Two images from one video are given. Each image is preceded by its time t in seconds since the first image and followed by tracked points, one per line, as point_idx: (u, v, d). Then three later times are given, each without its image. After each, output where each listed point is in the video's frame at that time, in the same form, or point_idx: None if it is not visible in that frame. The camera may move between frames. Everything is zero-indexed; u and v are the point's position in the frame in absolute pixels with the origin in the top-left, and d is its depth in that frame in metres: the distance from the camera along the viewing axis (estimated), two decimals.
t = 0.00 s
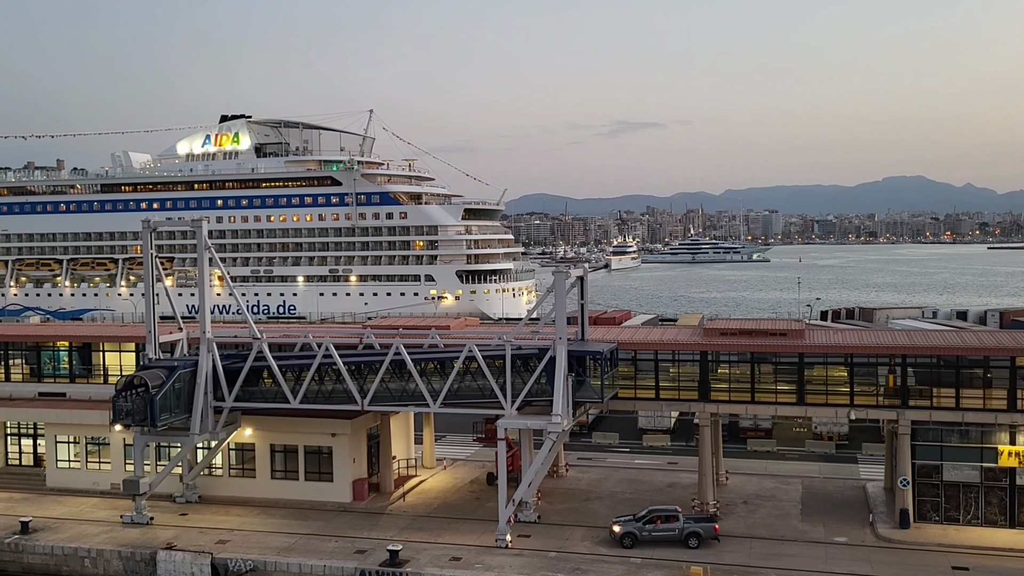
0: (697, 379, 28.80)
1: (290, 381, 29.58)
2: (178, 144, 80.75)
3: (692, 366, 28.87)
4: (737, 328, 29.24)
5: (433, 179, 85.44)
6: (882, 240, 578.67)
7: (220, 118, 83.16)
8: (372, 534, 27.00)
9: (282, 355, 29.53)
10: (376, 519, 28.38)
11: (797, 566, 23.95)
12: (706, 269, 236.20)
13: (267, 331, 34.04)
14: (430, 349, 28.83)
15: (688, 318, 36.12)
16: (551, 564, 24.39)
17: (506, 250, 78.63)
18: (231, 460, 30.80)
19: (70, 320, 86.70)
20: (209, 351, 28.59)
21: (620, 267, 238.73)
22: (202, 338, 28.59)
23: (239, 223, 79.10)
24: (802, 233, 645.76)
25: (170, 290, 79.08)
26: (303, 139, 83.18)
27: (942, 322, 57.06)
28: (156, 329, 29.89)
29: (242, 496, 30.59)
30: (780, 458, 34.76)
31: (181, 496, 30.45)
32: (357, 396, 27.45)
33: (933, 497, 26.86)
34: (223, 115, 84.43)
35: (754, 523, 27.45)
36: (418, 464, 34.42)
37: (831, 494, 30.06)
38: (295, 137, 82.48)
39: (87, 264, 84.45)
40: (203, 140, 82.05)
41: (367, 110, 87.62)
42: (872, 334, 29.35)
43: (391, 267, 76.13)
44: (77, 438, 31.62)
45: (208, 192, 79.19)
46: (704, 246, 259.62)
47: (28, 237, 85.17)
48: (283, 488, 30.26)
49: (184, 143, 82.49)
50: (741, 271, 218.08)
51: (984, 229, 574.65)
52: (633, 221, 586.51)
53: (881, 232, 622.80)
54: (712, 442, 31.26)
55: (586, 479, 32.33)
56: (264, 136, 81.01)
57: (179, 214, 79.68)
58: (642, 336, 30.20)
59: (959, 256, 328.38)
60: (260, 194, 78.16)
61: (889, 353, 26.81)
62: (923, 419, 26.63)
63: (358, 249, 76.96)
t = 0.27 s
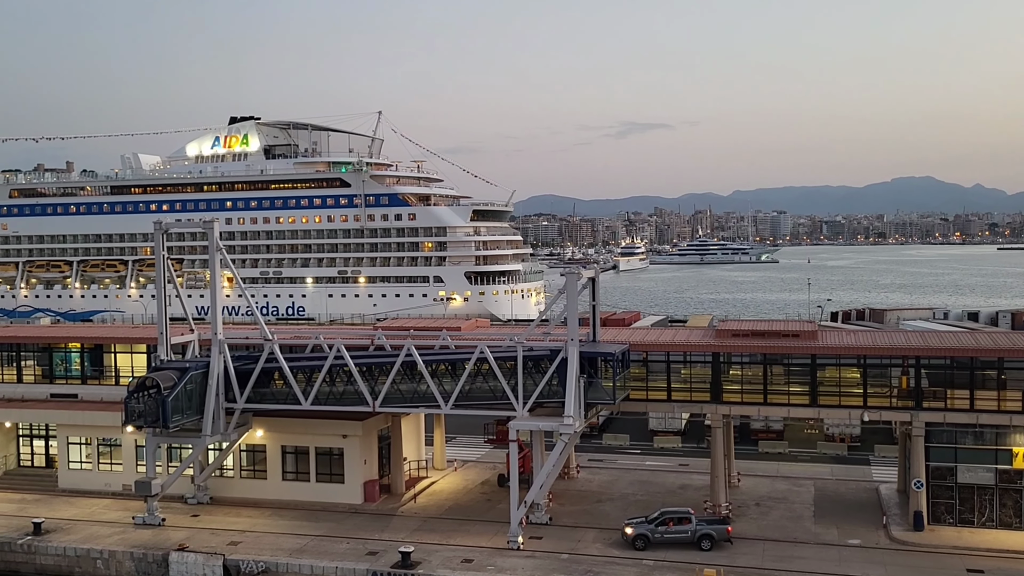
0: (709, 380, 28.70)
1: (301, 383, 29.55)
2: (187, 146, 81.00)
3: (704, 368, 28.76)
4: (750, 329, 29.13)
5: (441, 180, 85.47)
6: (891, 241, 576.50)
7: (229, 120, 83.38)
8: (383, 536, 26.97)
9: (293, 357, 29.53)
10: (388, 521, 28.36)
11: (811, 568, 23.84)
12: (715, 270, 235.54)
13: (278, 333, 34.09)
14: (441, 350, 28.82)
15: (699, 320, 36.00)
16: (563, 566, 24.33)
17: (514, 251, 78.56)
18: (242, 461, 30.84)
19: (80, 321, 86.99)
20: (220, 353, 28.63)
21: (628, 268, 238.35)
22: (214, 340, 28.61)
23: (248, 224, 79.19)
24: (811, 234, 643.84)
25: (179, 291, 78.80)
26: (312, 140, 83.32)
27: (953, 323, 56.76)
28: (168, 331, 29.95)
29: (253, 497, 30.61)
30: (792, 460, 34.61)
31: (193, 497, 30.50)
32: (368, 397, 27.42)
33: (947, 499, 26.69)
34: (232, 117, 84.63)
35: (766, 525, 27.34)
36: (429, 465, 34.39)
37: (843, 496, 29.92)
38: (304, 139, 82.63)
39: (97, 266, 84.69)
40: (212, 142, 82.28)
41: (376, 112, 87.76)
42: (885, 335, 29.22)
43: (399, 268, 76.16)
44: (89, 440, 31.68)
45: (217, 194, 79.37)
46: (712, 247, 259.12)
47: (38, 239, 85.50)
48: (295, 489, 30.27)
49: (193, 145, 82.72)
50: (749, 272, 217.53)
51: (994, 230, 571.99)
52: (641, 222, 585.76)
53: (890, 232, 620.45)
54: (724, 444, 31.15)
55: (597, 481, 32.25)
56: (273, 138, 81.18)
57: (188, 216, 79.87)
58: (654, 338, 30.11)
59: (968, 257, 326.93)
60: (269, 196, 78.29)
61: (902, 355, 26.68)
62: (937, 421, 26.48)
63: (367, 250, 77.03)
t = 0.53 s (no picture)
0: (720, 383, 28.58)
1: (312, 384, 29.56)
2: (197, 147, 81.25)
3: (716, 370, 28.66)
4: (762, 331, 29.04)
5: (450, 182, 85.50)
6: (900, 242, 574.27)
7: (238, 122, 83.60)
8: (394, 538, 26.94)
9: (304, 359, 29.54)
10: (399, 523, 28.34)
11: (824, 572, 23.70)
12: (723, 271, 234.84)
13: (289, 334, 34.14)
14: (453, 352, 28.80)
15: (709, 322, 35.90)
16: (575, 568, 24.26)
17: (523, 253, 78.48)
18: (253, 463, 30.87)
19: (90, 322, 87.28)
20: (232, 354, 28.66)
21: (636, 270, 237.91)
22: (225, 341, 28.65)
23: (257, 226, 79.29)
24: (819, 235, 641.82)
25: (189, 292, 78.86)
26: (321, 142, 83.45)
27: (965, 325, 56.44)
28: (179, 332, 30.01)
29: (264, 499, 30.64)
30: (804, 462, 34.46)
31: (204, 499, 30.55)
32: (380, 399, 27.41)
33: (961, 502, 26.51)
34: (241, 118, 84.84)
35: (779, 528, 27.21)
36: (439, 467, 34.36)
37: (856, 499, 29.76)
38: (313, 140, 82.77)
39: (107, 268, 84.97)
40: (221, 144, 82.52)
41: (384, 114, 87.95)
42: (898, 337, 29.07)
43: (408, 270, 76.27)
44: (101, 441, 31.75)
45: (226, 196, 79.52)
46: (720, 248, 258.41)
47: (48, 241, 85.85)
48: (306, 491, 30.27)
49: (203, 147, 82.96)
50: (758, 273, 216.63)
51: (1004, 232, 569.27)
52: (649, 223, 584.98)
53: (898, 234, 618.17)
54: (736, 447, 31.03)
55: (608, 483, 32.16)
56: (282, 139, 81.35)
57: (198, 218, 80.08)
58: (665, 340, 30.03)
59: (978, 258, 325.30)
60: (278, 198, 78.43)
61: (916, 357, 26.52)
62: (951, 424, 26.29)
63: (376, 252, 77.10)
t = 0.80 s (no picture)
0: (733, 385, 28.46)
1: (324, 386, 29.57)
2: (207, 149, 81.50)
3: (728, 371, 28.53)
4: (775, 333, 28.92)
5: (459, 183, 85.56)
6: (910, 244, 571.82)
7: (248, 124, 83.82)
8: (406, 539, 26.92)
9: (316, 360, 29.54)
10: (410, 524, 28.32)
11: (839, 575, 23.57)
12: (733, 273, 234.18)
13: (301, 335, 34.17)
14: (464, 354, 28.78)
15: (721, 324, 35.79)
16: (588, 570, 24.19)
17: (532, 254, 78.43)
18: (265, 464, 30.89)
19: (101, 324, 87.56)
20: (244, 355, 28.70)
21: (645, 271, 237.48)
22: (238, 342, 28.68)
23: (267, 227, 79.41)
24: (829, 237, 639.72)
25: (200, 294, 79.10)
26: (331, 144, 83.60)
27: (977, 327, 56.17)
28: (191, 334, 30.06)
29: (276, 500, 30.67)
30: (816, 464, 34.31)
31: (215, 500, 30.60)
32: (391, 400, 27.39)
33: (976, 505, 26.33)
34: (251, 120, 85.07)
35: (792, 530, 27.07)
36: (450, 469, 34.31)
37: (870, 502, 29.59)
38: (323, 142, 82.92)
39: (118, 269, 85.23)
40: (231, 146, 82.77)
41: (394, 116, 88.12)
42: (913, 339, 28.90)
43: (418, 271, 76.22)
44: (113, 442, 31.82)
45: (236, 197, 79.69)
46: (729, 250, 257.89)
47: (59, 242, 86.21)
48: (317, 492, 30.27)
49: (213, 149, 83.20)
50: (768, 275, 216.09)
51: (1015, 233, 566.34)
52: (657, 225, 583.99)
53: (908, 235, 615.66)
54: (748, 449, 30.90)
55: (620, 485, 32.06)
56: (292, 141, 81.50)
57: (208, 219, 80.30)
58: (677, 341, 29.93)
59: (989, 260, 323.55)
60: (288, 199, 78.57)
61: (931, 359, 26.35)
62: (966, 426, 26.11)
63: (385, 253, 77.18)
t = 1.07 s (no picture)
0: (745, 387, 28.35)
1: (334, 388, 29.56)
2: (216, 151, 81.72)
3: (740, 374, 28.42)
4: (787, 335, 28.83)
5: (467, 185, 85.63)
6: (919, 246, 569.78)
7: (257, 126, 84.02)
8: (417, 542, 26.89)
9: (327, 362, 29.53)
10: (421, 526, 28.28)
11: None
12: (741, 275, 233.68)
13: (311, 338, 34.19)
14: (475, 356, 28.74)
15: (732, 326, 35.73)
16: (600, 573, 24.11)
17: (540, 256, 78.40)
18: (275, 466, 30.89)
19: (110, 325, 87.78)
20: (255, 357, 28.70)
21: (653, 273, 237.18)
22: (248, 344, 28.69)
23: (276, 229, 79.56)
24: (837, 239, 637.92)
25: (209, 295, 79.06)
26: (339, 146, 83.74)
27: (987, 329, 55.98)
28: (202, 336, 30.10)
29: (286, 502, 30.67)
30: (827, 467, 34.19)
31: (226, 502, 30.65)
32: (402, 402, 27.37)
33: (990, 509, 26.16)
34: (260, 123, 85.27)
35: (804, 533, 26.95)
36: (460, 471, 34.27)
37: (882, 505, 29.44)
38: (331, 144, 83.06)
39: (127, 271, 85.46)
40: (240, 148, 83.00)
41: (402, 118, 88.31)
42: (925, 341, 28.77)
43: (426, 273, 76.24)
44: (124, 443, 31.88)
45: (245, 200, 79.83)
46: (737, 252, 257.42)
47: (69, 244, 86.51)
48: (328, 494, 30.25)
49: (222, 151, 83.42)
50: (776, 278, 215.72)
51: None
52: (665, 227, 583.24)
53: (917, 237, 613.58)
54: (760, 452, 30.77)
55: (630, 488, 31.98)
56: (300, 143, 81.63)
57: (217, 221, 80.50)
58: (688, 344, 29.85)
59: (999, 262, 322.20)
60: (296, 201, 78.71)
61: (943, 361, 26.21)
62: (980, 429, 25.93)
63: (393, 255, 77.27)
